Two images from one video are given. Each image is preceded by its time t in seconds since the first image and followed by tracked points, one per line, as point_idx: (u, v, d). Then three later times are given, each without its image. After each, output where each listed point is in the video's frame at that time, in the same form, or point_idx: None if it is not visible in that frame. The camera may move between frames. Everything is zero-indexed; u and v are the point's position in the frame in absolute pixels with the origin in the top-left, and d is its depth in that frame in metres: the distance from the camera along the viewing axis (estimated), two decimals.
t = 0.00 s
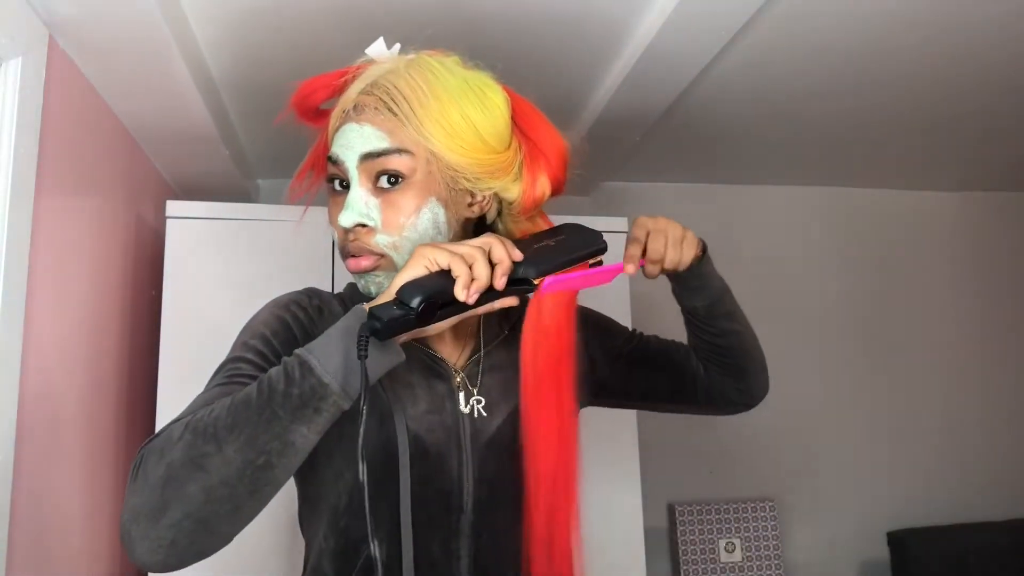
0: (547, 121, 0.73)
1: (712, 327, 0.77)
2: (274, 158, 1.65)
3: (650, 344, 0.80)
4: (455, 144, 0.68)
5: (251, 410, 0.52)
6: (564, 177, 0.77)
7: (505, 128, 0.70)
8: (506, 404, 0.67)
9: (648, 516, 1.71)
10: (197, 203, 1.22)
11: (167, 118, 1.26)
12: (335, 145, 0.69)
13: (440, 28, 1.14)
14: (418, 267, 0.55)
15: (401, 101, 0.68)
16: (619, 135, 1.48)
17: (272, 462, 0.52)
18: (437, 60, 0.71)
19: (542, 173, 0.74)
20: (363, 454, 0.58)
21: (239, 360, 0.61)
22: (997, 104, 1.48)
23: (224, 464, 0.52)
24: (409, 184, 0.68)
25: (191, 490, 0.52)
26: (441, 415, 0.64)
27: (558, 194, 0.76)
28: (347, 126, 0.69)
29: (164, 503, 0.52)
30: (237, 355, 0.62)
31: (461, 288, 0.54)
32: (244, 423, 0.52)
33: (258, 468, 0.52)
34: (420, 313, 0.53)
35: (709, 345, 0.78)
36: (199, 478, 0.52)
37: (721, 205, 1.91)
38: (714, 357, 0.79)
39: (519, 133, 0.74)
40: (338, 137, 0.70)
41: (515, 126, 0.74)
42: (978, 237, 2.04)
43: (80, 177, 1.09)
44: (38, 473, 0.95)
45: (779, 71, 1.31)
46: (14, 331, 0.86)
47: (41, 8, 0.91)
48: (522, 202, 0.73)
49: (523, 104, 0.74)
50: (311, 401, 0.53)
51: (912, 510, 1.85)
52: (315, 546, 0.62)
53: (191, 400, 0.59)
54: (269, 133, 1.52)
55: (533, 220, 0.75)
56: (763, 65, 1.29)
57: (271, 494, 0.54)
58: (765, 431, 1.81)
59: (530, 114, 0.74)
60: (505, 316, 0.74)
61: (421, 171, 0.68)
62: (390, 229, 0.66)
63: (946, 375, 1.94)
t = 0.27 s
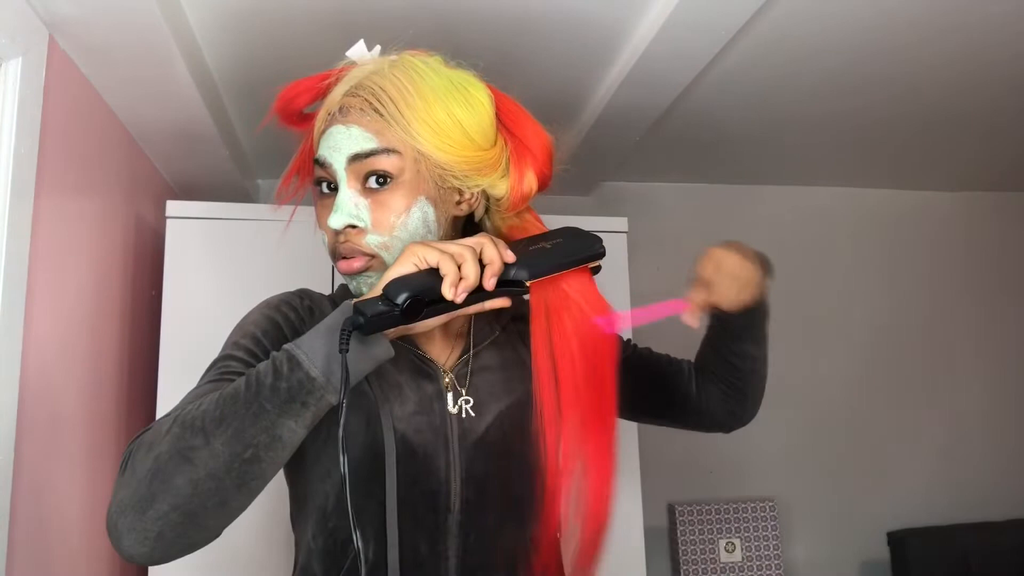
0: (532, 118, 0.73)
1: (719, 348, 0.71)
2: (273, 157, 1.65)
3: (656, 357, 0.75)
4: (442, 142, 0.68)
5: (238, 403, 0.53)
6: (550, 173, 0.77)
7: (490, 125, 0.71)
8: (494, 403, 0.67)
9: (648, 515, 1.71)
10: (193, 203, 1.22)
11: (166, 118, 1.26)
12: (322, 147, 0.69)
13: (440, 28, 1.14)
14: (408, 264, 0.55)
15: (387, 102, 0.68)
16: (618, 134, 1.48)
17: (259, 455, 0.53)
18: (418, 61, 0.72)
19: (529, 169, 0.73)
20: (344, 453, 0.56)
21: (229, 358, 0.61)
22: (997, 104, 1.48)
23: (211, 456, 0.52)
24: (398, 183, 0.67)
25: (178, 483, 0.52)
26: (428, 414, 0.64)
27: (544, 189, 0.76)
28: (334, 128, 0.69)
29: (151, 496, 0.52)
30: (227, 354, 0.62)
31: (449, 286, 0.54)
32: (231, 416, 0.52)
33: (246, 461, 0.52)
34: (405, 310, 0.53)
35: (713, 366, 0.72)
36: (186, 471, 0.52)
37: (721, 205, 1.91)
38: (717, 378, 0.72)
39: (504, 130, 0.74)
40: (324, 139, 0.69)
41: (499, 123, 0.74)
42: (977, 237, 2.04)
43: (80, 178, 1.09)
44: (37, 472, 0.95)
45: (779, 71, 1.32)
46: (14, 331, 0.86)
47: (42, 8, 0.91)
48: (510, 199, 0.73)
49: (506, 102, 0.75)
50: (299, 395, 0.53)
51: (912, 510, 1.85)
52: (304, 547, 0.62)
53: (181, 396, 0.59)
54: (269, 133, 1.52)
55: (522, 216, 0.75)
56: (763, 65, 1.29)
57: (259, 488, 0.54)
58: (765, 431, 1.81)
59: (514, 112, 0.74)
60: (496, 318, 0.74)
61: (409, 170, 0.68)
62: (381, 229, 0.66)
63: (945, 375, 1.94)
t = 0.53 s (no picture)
0: (533, 122, 0.73)
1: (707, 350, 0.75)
2: (274, 158, 1.65)
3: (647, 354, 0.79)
4: (443, 143, 0.68)
5: (232, 400, 0.52)
6: (550, 177, 0.76)
7: (491, 128, 0.71)
8: (489, 401, 0.67)
9: (648, 515, 1.71)
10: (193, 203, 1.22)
11: (166, 118, 1.26)
12: (322, 146, 0.69)
13: (441, 28, 1.14)
14: (404, 263, 0.55)
15: (389, 101, 0.68)
16: (619, 134, 1.48)
17: (251, 452, 0.52)
18: (422, 61, 0.72)
19: (528, 172, 0.73)
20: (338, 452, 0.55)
21: (225, 355, 0.61)
22: (997, 104, 1.48)
23: (204, 453, 0.52)
24: (397, 183, 0.68)
25: (170, 478, 0.52)
26: (423, 413, 0.65)
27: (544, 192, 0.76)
28: (335, 126, 0.69)
29: (143, 491, 0.52)
30: (223, 350, 0.62)
31: (445, 286, 0.54)
32: (225, 412, 0.52)
33: (238, 458, 0.52)
34: (401, 309, 0.53)
35: (702, 363, 0.76)
36: (178, 467, 0.52)
37: (721, 205, 1.91)
38: (707, 372, 0.77)
39: (504, 133, 0.74)
40: (325, 138, 0.70)
41: (500, 126, 0.74)
42: (978, 237, 2.04)
43: (80, 178, 1.09)
44: (37, 472, 0.94)
45: (780, 71, 1.31)
46: (14, 330, 0.86)
47: (42, 7, 0.91)
48: (508, 202, 0.73)
49: (508, 106, 0.75)
50: (293, 392, 0.53)
51: (912, 510, 1.85)
52: (298, 546, 0.62)
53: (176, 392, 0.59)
54: (269, 133, 1.52)
55: (520, 220, 0.75)
56: (764, 66, 1.29)
57: (251, 484, 0.54)
58: (765, 431, 1.81)
59: (516, 116, 0.74)
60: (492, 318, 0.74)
61: (408, 170, 0.68)
62: (379, 228, 0.66)
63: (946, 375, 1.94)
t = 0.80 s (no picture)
0: (525, 123, 0.74)
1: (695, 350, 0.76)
2: (273, 158, 1.65)
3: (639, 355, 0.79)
4: (433, 143, 0.68)
5: (223, 401, 0.53)
6: (542, 178, 0.77)
7: (482, 127, 0.71)
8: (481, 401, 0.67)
9: (648, 515, 1.71)
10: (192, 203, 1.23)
11: (166, 119, 1.26)
12: (313, 147, 0.69)
13: (441, 29, 1.14)
14: (396, 265, 0.55)
15: (380, 102, 0.68)
16: (619, 135, 1.48)
17: (241, 454, 0.52)
18: (413, 62, 0.72)
19: (520, 172, 0.73)
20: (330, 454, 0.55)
21: (215, 356, 0.61)
22: (997, 104, 1.48)
23: (194, 454, 0.52)
24: (388, 184, 0.68)
25: (159, 480, 0.51)
26: (414, 412, 0.65)
27: (535, 192, 0.76)
28: (326, 127, 0.69)
29: (134, 493, 0.52)
30: (213, 352, 0.62)
31: (436, 289, 0.54)
32: (215, 413, 0.52)
33: (229, 459, 0.52)
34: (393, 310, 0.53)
35: (691, 362, 0.76)
36: (168, 469, 0.52)
37: (721, 205, 1.91)
38: (700, 372, 0.77)
39: (496, 134, 0.74)
40: (315, 139, 0.70)
41: (491, 126, 0.74)
42: (977, 237, 2.04)
43: (80, 178, 1.09)
44: (38, 472, 0.94)
45: (779, 72, 1.31)
46: (15, 330, 0.86)
47: (42, 8, 0.91)
48: (500, 203, 0.73)
49: (499, 106, 0.75)
50: (284, 393, 0.53)
51: (913, 510, 1.85)
52: (291, 547, 0.62)
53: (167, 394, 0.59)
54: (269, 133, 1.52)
55: (511, 219, 0.75)
56: (763, 66, 1.29)
57: (240, 487, 0.54)
58: (765, 431, 1.81)
59: (507, 116, 0.74)
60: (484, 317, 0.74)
61: (399, 171, 0.68)
62: (371, 229, 0.66)
63: (946, 375, 1.94)
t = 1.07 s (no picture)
0: (503, 113, 0.73)
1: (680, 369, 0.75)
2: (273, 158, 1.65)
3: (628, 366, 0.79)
4: (413, 141, 0.68)
5: (228, 405, 0.52)
6: (525, 167, 0.76)
7: (460, 120, 0.70)
8: (472, 402, 0.67)
9: (648, 515, 1.70)
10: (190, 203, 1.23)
11: (166, 119, 1.26)
12: (293, 152, 0.69)
13: (441, 29, 1.14)
14: (393, 277, 0.55)
15: (356, 103, 0.68)
16: (619, 134, 1.47)
17: (247, 458, 0.52)
18: (386, 60, 0.71)
19: (503, 164, 0.73)
20: (318, 462, 0.55)
21: (211, 360, 0.61)
22: (998, 104, 1.48)
23: (200, 459, 0.51)
24: (371, 185, 0.67)
25: (166, 486, 0.51)
26: (405, 413, 0.65)
27: (519, 183, 0.76)
28: (304, 132, 0.69)
29: (139, 499, 0.51)
30: (209, 356, 0.61)
31: (431, 306, 0.53)
32: (220, 419, 0.52)
33: (234, 463, 0.52)
34: (387, 324, 0.53)
35: (675, 381, 0.76)
36: (175, 474, 0.51)
37: (721, 205, 1.91)
38: (681, 391, 0.76)
39: (475, 126, 0.74)
40: (295, 144, 0.69)
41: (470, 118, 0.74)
42: (977, 237, 2.03)
43: (81, 178, 1.09)
44: (38, 472, 0.94)
45: (780, 71, 1.31)
46: (14, 330, 0.86)
47: (42, 8, 0.91)
48: (485, 194, 0.73)
49: (476, 97, 0.74)
50: (288, 397, 0.53)
51: (913, 510, 1.85)
52: (282, 548, 0.62)
53: (163, 399, 0.59)
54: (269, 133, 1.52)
55: (499, 212, 0.75)
56: (764, 66, 1.29)
57: (246, 488, 0.54)
58: (765, 431, 1.81)
59: (485, 106, 0.74)
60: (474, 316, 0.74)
61: (381, 171, 0.68)
62: (356, 231, 0.66)
63: (946, 375, 1.94)
